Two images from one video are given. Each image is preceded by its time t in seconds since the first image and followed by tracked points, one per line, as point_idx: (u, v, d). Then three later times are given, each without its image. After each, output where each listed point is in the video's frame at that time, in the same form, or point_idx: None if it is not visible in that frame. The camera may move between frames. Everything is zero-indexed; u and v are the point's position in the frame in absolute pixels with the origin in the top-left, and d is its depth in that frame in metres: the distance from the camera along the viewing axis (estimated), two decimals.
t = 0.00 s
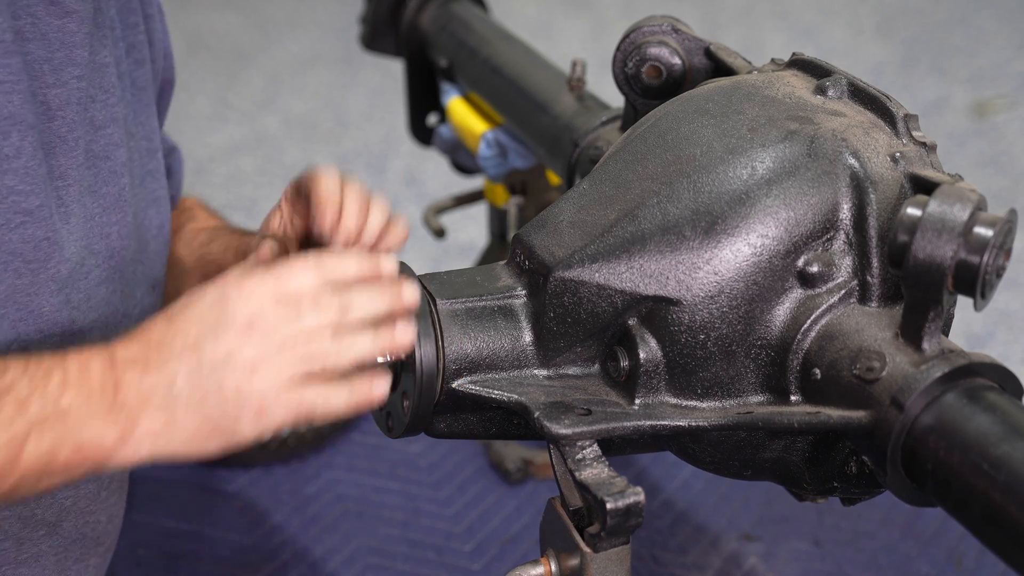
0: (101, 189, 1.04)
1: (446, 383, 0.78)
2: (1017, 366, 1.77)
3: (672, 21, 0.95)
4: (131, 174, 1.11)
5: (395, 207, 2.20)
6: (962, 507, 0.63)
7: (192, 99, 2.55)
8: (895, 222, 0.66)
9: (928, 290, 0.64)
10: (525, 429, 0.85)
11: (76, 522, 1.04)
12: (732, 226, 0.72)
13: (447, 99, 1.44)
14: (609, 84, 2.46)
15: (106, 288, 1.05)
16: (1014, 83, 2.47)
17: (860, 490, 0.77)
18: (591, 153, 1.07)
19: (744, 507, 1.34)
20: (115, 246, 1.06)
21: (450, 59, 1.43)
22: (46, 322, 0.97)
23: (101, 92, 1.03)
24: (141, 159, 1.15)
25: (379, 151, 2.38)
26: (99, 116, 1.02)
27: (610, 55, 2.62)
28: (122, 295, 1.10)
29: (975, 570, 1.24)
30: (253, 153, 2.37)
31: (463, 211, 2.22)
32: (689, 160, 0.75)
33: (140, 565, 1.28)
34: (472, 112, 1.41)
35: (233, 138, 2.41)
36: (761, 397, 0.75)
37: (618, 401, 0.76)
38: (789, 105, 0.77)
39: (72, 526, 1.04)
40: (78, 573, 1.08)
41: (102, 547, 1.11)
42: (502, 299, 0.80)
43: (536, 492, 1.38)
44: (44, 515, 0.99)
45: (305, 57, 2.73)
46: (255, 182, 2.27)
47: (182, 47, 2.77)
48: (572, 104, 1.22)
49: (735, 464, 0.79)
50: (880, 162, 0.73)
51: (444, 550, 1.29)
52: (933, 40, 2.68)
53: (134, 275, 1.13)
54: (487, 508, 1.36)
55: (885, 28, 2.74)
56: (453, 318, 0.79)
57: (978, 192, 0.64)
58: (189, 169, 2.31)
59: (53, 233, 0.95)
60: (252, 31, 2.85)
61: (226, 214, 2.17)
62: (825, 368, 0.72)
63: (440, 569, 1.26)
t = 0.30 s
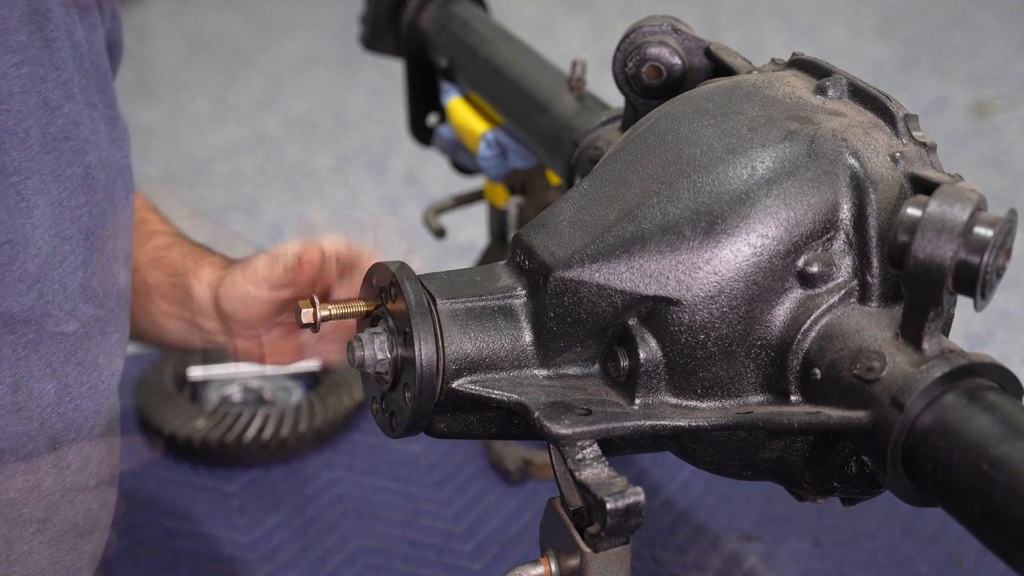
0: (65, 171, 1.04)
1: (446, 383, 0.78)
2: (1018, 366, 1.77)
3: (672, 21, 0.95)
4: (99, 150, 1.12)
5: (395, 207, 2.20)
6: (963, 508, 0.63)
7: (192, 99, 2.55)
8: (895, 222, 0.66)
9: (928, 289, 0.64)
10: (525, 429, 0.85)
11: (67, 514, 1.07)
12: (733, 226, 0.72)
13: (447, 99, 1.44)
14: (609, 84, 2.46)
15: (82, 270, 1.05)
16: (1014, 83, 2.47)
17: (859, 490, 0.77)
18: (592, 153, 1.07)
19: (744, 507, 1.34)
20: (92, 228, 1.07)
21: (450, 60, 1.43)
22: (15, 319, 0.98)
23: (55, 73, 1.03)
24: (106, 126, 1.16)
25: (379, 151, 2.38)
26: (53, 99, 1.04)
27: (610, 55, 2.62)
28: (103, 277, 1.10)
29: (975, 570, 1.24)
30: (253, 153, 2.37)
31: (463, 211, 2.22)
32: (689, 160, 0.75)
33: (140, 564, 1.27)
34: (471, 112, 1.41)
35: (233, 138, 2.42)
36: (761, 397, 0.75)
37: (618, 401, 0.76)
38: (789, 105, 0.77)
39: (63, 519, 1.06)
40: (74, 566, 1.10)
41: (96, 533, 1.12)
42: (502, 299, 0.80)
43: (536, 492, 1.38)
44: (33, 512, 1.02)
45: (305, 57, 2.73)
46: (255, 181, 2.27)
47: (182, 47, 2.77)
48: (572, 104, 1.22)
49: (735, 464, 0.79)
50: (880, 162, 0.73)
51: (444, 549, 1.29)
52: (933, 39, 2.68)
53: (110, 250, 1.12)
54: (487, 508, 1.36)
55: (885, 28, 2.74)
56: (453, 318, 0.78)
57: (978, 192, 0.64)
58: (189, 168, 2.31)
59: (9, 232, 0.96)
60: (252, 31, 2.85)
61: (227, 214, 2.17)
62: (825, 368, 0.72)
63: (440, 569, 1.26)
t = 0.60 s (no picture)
0: None
1: (447, 384, 0.78)
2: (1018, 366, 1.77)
3: (673, 21, 0.95)
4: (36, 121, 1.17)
5: (395, 207, 2.20)
6: (963, 508, 0.63)
7: (192, 98, 2.56)
8: (895, 222, 0.66)
9: (927, 290, 0.65)
10: (526, 429, 0.85)
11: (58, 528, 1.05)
12: (732, 227, 0.72)
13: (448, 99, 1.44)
14: (610, 84, 2.46)
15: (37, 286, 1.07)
16: (1015, 84, 2.47)
17: (860, 490, 0.77)
18: (592, 154, 1.07)
19: (744, 507, 1.34)
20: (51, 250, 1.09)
21: (450, 60, 1.43)
22: None
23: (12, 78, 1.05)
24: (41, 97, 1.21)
25: (379, 151, 2.38)
26: (24, 120, 1.07)
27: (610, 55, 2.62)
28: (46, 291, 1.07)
29: (976, 570, 1.24)
30: (253, 153, 2.37)
31: (463, 211, 2.22)
32: (689, 161, 0.75)
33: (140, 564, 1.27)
34: (472, 112, 1.41)
35: (233, 138, 2.42)
36: (761, 397, 0.75)
37: (618, 402, 0.76)
38: (789, 105, 0.78)
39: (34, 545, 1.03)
40: None
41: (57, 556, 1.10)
42: (502, 300, 0.80)
43: (536, 492, 1.38)
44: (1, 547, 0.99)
45: (305, 57, 2.73)
46: (255, 181, 2.27)
47: (183, 47, 2.77)
48: (572, 105, 1.22)
49: (736, 465, 0.79)
50: (880, 162, 0.73)
51: (444, 550, 1.29)
52: (933, 40, 2.69)
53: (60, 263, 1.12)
54: (487, 508, 1.36)
55: (885, 28, 2.74)
56: (453, 319, 0.78)
57: (978, 193, 0.64)
58: (189, 168, 2.31)
59: None
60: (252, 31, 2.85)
61: (226, 214, 2.17)
62: (825, 369, 0.72)
63: (440, 569, 1.27)
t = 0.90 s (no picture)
0: None
1: (447, 384, 0.78)
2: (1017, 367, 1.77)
3: (673, 22, 0.95)
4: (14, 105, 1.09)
5: (395, 208, 2.20)
6: (963, 509, 0.63)
7: (192, 98, 2.56)
8: (895, 223, 0.66)
9: (928, 291, 0.65)
10: (526, 430, 0.85)
11: (27, 527, 0.94)
12: (732, 227, 0.72)
13: (448, 99, 1.44)
14: (610, 84, 2.46)
15: None
16: (1015, 85, 2.47)
17: (860, 491, 0.77)
18: (592, 154, 1.07)
19: (745, 508, 1.33)
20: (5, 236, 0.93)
21: (451, 60, 1.43)
22: None
23: None
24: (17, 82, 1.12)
25: (379, 151, 2.38)
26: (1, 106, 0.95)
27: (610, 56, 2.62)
28: None
29: (975, 571, 1.24)
30: (253, 153, 2.37)
31: (463, 211, 2.22)
32: (689, 161, 0.75)
33: (140, 564, 1.27)
34: (472, 113, 1.41)
35: (233, 138, 2.42)
36: (761, 398, 0.75)
37: (618, 402, 0.76)
38: (789, 106, 0.78)
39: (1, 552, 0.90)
40: None
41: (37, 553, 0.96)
42: (502, 300, 0.80)
43: (536, 493, 1.38)
44: None
45: (305, 57, 2.74)
46: (255, 181, 2.27)
47: (183, 47, 2.78)
48: (573, 105, 1.22)
49: (735, 465, 0.79)
50: (881, 163, 0.73)
51: (444, 550, 1.29)
52: (933, 40, 2.69)
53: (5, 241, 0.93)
54: (487, 508, 1.36)
55: (886, 29, 2.75)
56: (453, 319, 0.78)
57: (978, 193, 0.64)
58: (189, 168, 2.31)
59: None
60: (252, 31, 2.86)
61: (226, 214, 2.17)
62: (825, 369, 0.72)
63: (440, 569, 1.27)
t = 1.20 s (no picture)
0: None
1: (447, 384, 0.78)
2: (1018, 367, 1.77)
3: (673, 22, 0.95)
4: None
5: (395, 208, 2.20)
6: (962, 510, 0.63)
7: (192, 98, 2.56)
8: (895, 223, 0.66)
9: (928, 291, 0.65)
10: (526, 430, 0.85)
11: (21, 525, 0.95)
12: (733, 227, 0.72)
13: (448, 99, 1.44)
14: (610, 84, 2.46)
15: None
16: (1015, 85, 2.47)
17: (860, 492, 0.77)
18: (592, 154, 1.07)
19: (745, 508, 1.33)
20: None
21: (450, 60, 1.43)
22: None
23: None
24: None
25: (379, 151, 2.38)
26: None
27: (610, 56, 2.62)
28: None
29: (975, 571, 1.24)
30: (253, 153, 2.37)
31: (463, 211, 2.22)
32: (689, 162, 0.75)
33: (139, 564, 1.27)
34: (472, 113, 1.42)
35: (233, 138, 2.42)
36: (761, 398, 0.75)
37: (618, 403, 0.76)
38: (790, 106, 0.78)
39: None
40: None
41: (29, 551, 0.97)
42: (502, 300, 0.80)
43: (536, 493, 1.38)
44: None
45: (305, 57, 2.74)
46: (255, 181, 2.27)
47: (182, 47, 2.78)
48: (572, 106, 1.22)
49: (735, 466, 0.79)
50: (881, 163, 0.73)
51: (444, 550, 1.29)
52: (933, 41, 2.69)
53: None
54: (487, 508, 1.36)
55: (886, 29, 2.75)
56: (453, 319, 0.79)
57: (979, 194, 0.64)
58: (189, 168, 2.31)
59: None
60: (252, 31, 2.86)
61: (226, 214, 2.17)
62: (825, 369, 0.72)
63: (440, 569, 1.27)
